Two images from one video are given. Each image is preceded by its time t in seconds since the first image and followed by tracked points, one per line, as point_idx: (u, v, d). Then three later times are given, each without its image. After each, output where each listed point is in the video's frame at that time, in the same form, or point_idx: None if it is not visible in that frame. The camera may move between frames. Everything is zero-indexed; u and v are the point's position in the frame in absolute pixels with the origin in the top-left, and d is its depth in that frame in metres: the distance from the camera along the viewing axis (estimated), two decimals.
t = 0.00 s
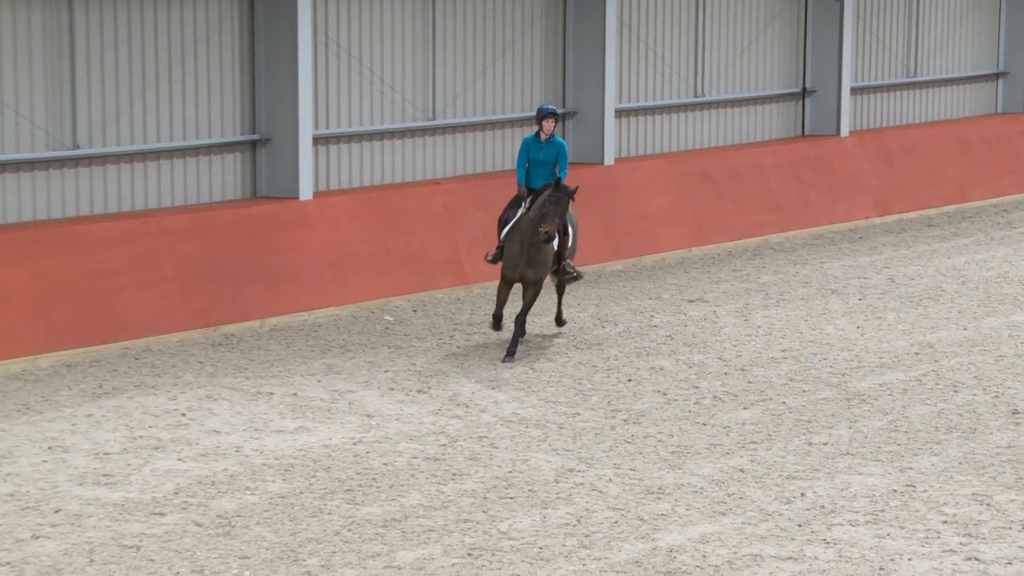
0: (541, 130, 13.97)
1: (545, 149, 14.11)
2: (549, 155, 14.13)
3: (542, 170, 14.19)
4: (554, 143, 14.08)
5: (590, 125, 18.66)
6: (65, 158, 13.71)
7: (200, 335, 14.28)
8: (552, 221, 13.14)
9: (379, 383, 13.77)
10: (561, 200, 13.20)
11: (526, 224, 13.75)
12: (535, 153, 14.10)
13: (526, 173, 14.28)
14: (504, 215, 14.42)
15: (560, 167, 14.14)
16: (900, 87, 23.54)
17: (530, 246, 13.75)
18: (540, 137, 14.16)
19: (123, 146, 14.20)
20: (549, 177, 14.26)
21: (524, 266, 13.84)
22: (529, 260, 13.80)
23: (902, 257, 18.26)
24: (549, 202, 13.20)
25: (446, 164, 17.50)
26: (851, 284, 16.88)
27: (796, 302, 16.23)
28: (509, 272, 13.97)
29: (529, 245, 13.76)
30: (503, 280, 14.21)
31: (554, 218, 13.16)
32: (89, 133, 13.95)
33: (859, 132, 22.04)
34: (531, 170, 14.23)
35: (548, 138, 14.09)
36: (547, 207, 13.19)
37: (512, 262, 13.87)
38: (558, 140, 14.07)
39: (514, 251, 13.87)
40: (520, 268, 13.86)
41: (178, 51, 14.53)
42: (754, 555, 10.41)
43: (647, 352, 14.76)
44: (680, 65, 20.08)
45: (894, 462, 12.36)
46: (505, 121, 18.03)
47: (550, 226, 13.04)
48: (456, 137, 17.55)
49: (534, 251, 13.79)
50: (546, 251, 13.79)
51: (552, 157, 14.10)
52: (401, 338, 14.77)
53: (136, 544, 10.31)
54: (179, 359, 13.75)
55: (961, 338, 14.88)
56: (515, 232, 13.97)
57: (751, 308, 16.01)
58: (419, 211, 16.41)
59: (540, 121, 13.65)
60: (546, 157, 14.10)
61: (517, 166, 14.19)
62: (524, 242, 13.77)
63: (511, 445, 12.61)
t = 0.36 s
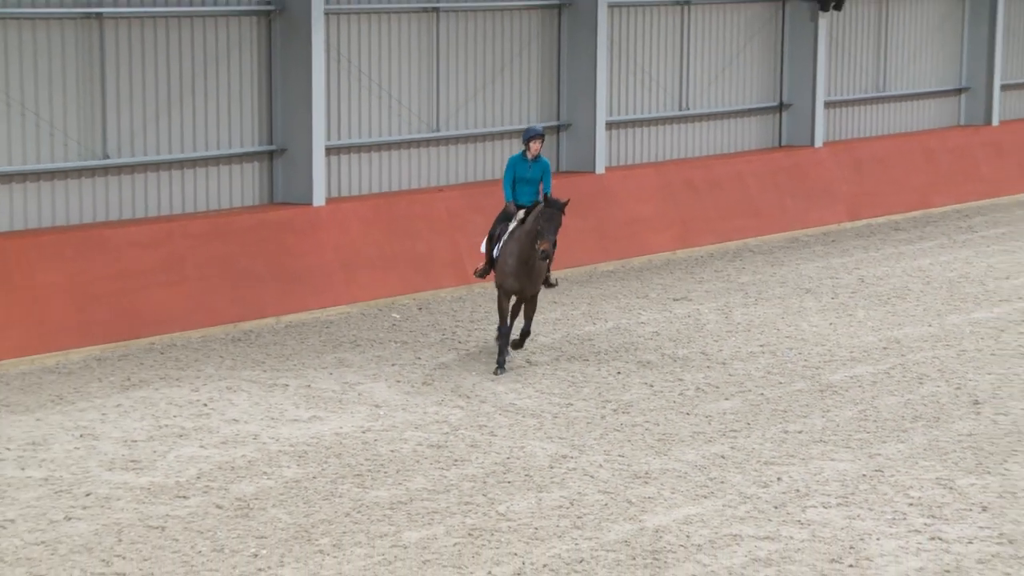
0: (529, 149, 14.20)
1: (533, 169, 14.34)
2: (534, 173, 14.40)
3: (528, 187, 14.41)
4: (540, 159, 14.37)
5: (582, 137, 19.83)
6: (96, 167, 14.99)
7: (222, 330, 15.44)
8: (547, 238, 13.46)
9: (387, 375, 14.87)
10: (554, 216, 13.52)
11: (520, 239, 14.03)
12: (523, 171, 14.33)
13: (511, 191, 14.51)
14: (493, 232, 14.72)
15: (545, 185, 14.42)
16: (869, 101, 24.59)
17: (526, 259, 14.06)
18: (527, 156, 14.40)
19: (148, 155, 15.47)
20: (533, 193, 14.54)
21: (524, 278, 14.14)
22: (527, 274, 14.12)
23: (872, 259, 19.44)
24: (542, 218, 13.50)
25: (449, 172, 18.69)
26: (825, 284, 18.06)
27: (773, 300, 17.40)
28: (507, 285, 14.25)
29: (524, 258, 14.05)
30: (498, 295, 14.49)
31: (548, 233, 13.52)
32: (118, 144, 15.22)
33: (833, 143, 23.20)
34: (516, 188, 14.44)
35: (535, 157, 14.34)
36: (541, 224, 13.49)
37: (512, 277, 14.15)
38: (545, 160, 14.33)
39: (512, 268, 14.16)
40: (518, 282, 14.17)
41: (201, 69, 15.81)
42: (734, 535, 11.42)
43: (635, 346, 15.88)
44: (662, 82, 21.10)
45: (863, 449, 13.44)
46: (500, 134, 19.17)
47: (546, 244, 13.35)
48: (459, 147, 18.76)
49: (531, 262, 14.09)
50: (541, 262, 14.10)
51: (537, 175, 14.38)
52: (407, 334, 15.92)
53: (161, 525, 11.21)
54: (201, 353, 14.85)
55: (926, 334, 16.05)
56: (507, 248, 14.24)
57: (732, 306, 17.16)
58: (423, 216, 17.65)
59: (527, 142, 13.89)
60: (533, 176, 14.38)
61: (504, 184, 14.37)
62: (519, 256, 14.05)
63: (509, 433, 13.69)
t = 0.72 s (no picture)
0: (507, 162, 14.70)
1: (511, 181, 14.83)
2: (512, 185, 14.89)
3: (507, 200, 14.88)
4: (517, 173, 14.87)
5: (550, 145, 20.69)
6: (90, 173, 15.78)
7: (210, 328, 16.29)
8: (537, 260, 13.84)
9: (366, 371, 15.68)
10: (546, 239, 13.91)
11: (507, 255, 14.41)
12: (502, 184, 14.80)
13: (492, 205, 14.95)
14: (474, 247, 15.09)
15: (523, 198, 14.94)
16: (821, 111, 25.52)
17: (511, 275, 14.46)
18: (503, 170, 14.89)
19: (139, 162, 16.29)
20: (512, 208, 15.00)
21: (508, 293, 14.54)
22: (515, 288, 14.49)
23: (824, 260, 20.42)
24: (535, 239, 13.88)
25: (427, 177, 19.57)
26: (780, 284, 19.03)
27: (732, 299, 18.32)
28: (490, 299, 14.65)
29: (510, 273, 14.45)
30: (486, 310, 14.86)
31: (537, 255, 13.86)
32: (110, 151, 16.02)
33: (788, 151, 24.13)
34: (496, 202, 14.90)
35: (512, 170, 14.85)
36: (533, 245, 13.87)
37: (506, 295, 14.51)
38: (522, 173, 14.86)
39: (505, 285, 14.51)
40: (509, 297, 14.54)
41: (189, 80, 16.65)
42: (694, 521, 12.13)
43: (601, 343, 16.77)
44: (624, 92, 21.96)
45: (816, 439, 14.26)
46: (472, 142, 20.02)
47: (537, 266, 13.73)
48: (433, 154, 19.58)
49: (517, 278, 14.50)
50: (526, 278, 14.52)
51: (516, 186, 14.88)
52: (385, 331, 16.78)
53: (152, 513, 11.99)
54: (190, 351, 15.67)
55: (875, 331, 17.09)
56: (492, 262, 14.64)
57: (692, 304, 18.07)
58: (400, 221, 18.44)
59: (507, 155, 14.40)
60: (511, 187, 14.86)
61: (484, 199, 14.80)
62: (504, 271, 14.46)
63: (481, 425, 14.52)
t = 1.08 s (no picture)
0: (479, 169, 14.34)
1: (484, 188, 14.49)
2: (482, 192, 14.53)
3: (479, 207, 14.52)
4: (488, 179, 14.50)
5: (498, 140, 20.74)
6: (36, 170, 15.68)
7: (158, 324, 16.23)
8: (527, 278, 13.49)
9: (315, 366, 15.67)
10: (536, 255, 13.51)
11: (493, 264, 14.00)
12: (473, 191, 14.43)
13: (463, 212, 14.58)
14: (452, 252, 14.64)
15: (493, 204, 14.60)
16: (768, 107, 25.69)
17: (494, 286, 14.06)
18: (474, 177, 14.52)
19: (86, 158, 16.19)
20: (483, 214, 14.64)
21: (491, 302, 14.15)
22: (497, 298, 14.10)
23: (770, 254, 20.56)
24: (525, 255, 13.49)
25: (373, 172, 19.52)
26: (727, 279, 19.16)
27: (679, 294, 18.43)
28: (473, 308, 14.25)
29: (495, 283, 14.06)
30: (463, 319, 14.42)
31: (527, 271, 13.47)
32: (56, 147, 15.92)
33: (734, 146, 24.27)
34: (468, 209, 14.54)
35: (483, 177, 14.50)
36: (522, 262, 13.49)
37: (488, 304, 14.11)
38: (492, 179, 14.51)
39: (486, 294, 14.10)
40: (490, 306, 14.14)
41: (136, 76, 16.56)
42: (641, 515, 12.21)
43: (549, 338, 16.84)
44: (571, 88, 22.02)
45: (763, 432, 14.38)
46: (420, 138, 20.01)
47: (528, 286, 13.39)
48: (381, 150, 19.56)
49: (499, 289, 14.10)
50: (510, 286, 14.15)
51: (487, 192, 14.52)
52: (334, 327, 16.77)
53: (99, 510, 11.95)
54: (137, 346, 15.61)
55: (820, 325, 17.25)
56: (473, 272, 14.23)
57: (639, 299, 18.18)
58: (348, 216, 18.42)
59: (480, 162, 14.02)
60: (482, 194, 14.50)
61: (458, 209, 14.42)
62: (488, 281, 14.05)
63: (430, 420, 14.54)
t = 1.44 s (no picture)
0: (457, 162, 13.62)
1: (463, 181, 13.74)
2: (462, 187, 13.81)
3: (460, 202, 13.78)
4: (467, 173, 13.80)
5: (429, 127, 20.65)
6: None
7: (85, 313, 16.08)
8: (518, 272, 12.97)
9: (246, 355, 15.56)
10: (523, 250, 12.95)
11: (478, 264, 13.39)
12: (453, 187, 13.70)
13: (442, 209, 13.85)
14: (430, 252, 14.00)
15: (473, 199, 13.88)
16: (698, 94, 25.75)
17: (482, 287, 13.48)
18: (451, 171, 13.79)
19: (12, 147, 16.04)
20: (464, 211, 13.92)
21: (477, 305, 13.54)
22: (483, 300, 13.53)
23: (703, 241, 20.64)
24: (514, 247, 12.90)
25: (304, 160, 19.42)
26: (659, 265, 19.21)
27: (612, 281, 18.48)
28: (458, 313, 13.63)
29: (479, 286, 13.47)
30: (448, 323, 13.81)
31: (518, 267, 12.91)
32: None
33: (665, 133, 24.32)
34: (448, 206, 13.81)
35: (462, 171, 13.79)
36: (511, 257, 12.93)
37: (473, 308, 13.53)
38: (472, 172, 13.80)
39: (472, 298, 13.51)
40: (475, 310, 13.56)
41: (62, 62, 16.37)
42: (574, 501, 12.22)
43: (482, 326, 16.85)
44: (502, 75, 21.96)
45: (695, 418, 14.43)
46: (350, 125, 19.90)
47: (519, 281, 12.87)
48: (311, 137, 19.44)
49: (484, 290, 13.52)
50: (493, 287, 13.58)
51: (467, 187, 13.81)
52: (265, 315, 16.67)
53: (26, 501, 11.81)
54: (65, 336, 15.46)
55: (752, 311, 17.35)
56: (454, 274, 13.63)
57: (572, 286, 18.21)
58: (277, 202, 18.30)
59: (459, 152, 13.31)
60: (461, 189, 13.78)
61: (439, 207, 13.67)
62: (473, 284, 13.45)
63: (363, 408, 14.48)
